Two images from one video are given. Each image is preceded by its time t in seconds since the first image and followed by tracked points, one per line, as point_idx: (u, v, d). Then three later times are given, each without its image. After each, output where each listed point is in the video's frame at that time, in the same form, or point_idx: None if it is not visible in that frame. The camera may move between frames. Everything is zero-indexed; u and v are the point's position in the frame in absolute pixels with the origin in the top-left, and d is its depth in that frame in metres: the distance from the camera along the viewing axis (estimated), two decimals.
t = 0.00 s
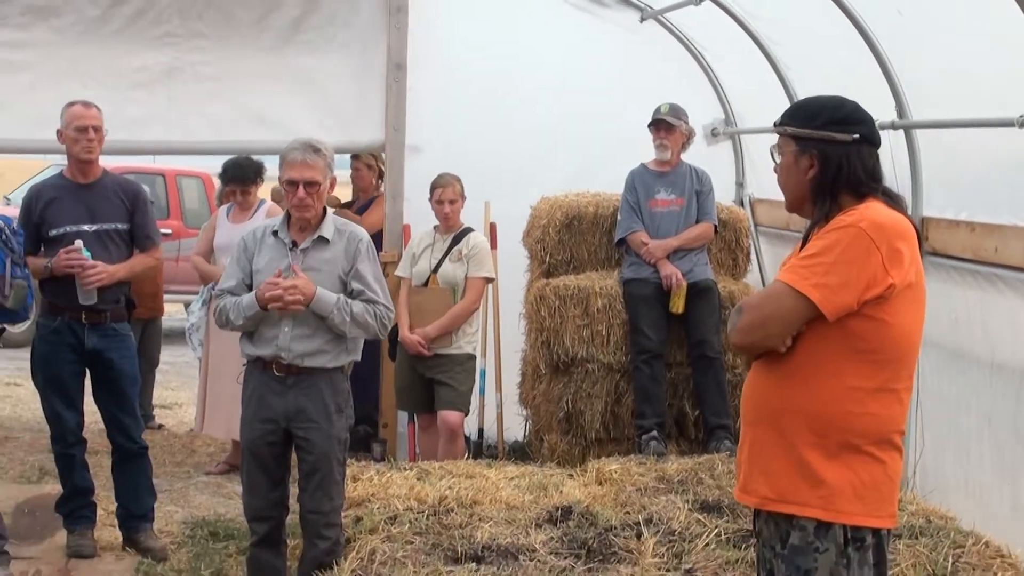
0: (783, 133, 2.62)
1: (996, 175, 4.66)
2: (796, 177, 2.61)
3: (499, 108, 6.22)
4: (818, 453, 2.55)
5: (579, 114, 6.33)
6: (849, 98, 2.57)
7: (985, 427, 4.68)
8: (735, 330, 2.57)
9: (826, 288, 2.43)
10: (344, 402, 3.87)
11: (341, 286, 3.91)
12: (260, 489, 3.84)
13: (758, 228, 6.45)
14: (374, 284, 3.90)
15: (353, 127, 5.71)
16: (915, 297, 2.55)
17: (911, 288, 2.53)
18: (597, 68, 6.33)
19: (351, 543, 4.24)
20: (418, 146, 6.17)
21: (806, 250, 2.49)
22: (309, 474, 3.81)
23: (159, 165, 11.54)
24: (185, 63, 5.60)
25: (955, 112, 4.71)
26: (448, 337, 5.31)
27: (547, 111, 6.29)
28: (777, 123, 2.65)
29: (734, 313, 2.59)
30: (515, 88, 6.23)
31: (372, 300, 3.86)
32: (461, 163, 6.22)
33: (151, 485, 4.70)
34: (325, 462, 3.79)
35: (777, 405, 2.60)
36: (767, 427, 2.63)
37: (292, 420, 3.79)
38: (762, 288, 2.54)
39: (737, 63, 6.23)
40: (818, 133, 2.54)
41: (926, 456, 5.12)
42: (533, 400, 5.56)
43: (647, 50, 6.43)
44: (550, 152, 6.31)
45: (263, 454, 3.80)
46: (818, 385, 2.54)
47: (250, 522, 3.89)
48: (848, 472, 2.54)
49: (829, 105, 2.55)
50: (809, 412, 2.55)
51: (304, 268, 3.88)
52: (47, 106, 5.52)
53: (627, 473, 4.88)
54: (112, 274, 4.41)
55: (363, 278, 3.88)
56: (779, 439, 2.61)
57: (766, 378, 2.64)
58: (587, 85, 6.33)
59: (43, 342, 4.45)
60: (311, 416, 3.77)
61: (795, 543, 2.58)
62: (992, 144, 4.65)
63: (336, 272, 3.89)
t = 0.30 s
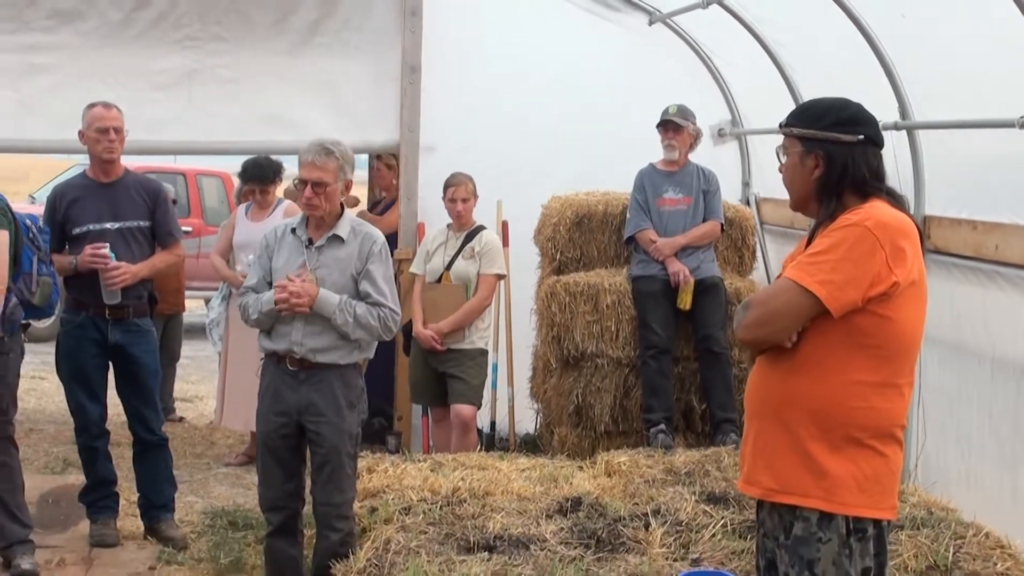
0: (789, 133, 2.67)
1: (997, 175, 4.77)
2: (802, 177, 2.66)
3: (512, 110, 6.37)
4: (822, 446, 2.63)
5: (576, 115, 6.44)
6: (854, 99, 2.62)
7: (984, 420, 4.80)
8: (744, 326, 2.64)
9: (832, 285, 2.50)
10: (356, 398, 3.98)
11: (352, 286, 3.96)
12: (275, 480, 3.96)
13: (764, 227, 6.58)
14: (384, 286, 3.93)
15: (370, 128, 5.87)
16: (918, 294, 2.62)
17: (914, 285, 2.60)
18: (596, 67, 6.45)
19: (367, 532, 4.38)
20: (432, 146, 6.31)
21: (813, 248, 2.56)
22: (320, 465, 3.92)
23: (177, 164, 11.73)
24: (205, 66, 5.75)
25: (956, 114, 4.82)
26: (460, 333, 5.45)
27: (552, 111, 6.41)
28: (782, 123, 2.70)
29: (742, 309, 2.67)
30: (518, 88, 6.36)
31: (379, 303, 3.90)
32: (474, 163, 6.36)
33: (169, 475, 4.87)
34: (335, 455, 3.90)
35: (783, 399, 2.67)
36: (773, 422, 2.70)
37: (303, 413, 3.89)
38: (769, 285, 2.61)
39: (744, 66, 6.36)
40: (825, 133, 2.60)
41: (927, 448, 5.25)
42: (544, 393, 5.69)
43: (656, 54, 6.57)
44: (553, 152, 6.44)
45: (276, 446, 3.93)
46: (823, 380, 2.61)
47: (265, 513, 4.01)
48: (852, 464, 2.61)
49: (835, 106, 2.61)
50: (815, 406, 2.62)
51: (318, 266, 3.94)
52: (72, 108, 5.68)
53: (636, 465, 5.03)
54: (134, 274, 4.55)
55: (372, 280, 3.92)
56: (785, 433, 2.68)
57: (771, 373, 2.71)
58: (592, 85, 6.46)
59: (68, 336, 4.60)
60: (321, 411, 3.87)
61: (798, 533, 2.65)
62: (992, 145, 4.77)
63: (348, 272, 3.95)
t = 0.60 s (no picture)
0: (791, 134, 2.70)
1: (996, 175, 4.89)
2: (805, 177, 2.69)
3: (523, 111, 6.52)
4: (824, 440, 2.66)
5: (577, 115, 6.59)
6: (855, 101, 2.65)
7: (982, 414, 4.93)
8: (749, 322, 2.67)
9: (836, 282, 2.54)
10: (366, 395, 4.02)
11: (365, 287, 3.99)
12: (288, 471, 4.04)
13: (767, 226, 6.72)
14: (396, 288, 3.96)
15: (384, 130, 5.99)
16: (918, 291, 2.66)
17: (915, 282, 2.64)
18: (596, 67, 6.60)
19: (381, 523, 4.53)
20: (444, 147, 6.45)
21: (817, 246, 2.59)
22: (329, 459, 3.97)
23: (194, 163, 11.93)
24: (223, 68, 5.91)
25: (955, 115, 4.94)
26: (471, 329, 5.59)
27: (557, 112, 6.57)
28: (785, 123, 2.72)
29: (746, 305, 2.69)
30: (519, 89, 6.52)
31: (390, 305, 3.93)
32: (484, 163, 6.51)
33: (189, 467, 5.02)
34: (343, 449, 3.95)
35: (786, 394, 2.70)
36: (776, 417, 2.73)
37: (314, 408, 3.96)
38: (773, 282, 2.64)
39: (749, 69, 6.50)
40: (827, 134, 2.63)
41: (927, 442, 5.37)
42: (553, 388, 5.84)
43: (663, 56, 6.71)
44: (554, 152, 6.59)
45: (288, 437, 4.01)
46: (826, 375, 2.64)
47: (278, 502, 4.08)
48: (854, 458, 2.64)
49: (837, 107, 2.64)
50: (818, 401, 2.65)
51: (331, 266, 3.99)
52: (94, 109, 5.85)
53: (642, 457, 5.17)
54: (155, 271, 4.69)
55: (385, 282, 3.95)
56: (787, 428, 2.70)
57: (774, 369, 2.74)
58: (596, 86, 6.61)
59: (90, 333, 4.75)
60: (330, 406, 3.93)
61: (802, 524, 2.67)
62: (990, 146, 4.89)
63: (361, 272, 3.98)
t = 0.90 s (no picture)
0: (792, 135, 2.78)
1: (996, 174, 4.98)
2: (807, 176, 2.77)
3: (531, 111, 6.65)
4: (828, 433, 2.72)
5: (576, 115, 6.72)
6: (855, 102, 2.74)
7: (982, 409, 5.02)
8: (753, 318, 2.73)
9: (839, 278, 2.61)
10: (380, 390, 4.12)
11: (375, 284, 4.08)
12: (302, 461, 4.16)
13: (771, 224, 6.82)
14: (405, 287, 4.04)
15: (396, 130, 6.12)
16: (919, 288, 2.74)
17: (915, 278, 2.71)
18: (595, 67, 6.73)
19: (392, 514, 4.64)
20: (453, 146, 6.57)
21: (820, 243, 2.66)
22: (342, 452, 4.09)
23: (206, 162, 12.09)
24: (238, 69, 6.03)
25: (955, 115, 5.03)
26: (479, 325, 5.70)
27: (564, 113, 6.70)
28: (786, 126, 2.81)
29: (751, 302, 2.76)
30: (527, 90, 6.64)
31: (399, 303, 4.03)
32: (493, 162, 6.63)
33: (205, 460, 5.14)
34: (356, 443, 4.06)
35: (790, 389, 2.77)
36: (780, 411, 2.79)
37: (328, 402, 4.08)
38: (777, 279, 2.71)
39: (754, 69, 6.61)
40: (829, 134, 2.71)
41: (928, 436, 5.47)
42: (561, 383, 5.95)
43: (669, 58, 6.83)
44: (560, 152, 6.71)
45: (303, 429, 4.13)
46: (829, 370, 2.71)
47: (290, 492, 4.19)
48: (857, 450, 2.71)
49: (837, 108, 2.72)
50: (821, 395, 2.71)
51: (343, 263, 4.10)
52: (112, 110, 5.97)
53: (648, 451, 5.28)
54: (171, 267, 4.81)
55: (395, 280, 4.04)
56: (792, 422, 2.77)
57: (777, 365, 2.81)
58: (595, 86, 6.74)
59: (108, 328, 4.88)
60: (345, 400, 4.05)
61: (806, 517, 2.74)
62: (989, 145, 4.99)
63: (372, 270, 4.07)
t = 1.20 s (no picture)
0: (798, 133, 2.78)
1: (1002, 172, 4.98)
2: (813, 174, 2.77)
3: (538, 109, 6.66)
4: (835, 431, 2.72)
5: (577, 115, 6.72)
6: (861, 99, 2.73)
7: (990, 407, 5.01)
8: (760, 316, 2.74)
9: (845, 276, 2.61)
10: (393, 386, 4.13)
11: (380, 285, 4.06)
12: (316, 454, 4.19)
13: (777, 222, 6.83)
14: (408, 288, 4.00)
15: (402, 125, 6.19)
16: (926, 286, 2.74)
17: (922, 277, 2.71)
18: (597, 67, 6.73)
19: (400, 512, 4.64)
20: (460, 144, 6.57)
21: (827, 241, 2.66)
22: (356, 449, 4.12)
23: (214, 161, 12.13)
24: (246, 67, 6.04)
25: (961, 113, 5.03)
26: (486, 322, 5.70)
27: (571, 111, 6.71)
28: (792, 123, 2.80)
29: (758, 300, 2.76)
30: (534, 89, 6.65)
31: (401, 305, 3.98)
32: (499, 160, 6.64)
33: (212, 457, 5.15)
34: (368, 440, 4.08)
35: (796, 387, 2.77)
36: (787, 409, 2.79)
37: (343, 398, 4.10)
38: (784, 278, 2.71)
39: (760, 68, 6.63)
40: (835, 132, 2.70)
41: (935, 435, 5.47)
42: (568, 381, 5.96)
43: (675, 56, 6.84)
44: (569, 150, 6.72)
45: (318, 422, 4.16)
46: (836, 367, 2.71)
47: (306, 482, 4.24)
48: (864, 448, 2.71)
49: (843, 106, 2.71)
50: (827, 393, 2.71)
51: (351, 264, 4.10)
52: (120, 107, 5.99)
53: (654, 448, 5.29)
54: (178, 266, 4.83)
55: (396, 281, 4.00)
56: (799, 419, 2.77)
57: (784, 363, 2.81)
58: (596, 86, 6.73)
59: (114, 326, 4.88)
60: (359, 398, 4.07)
61: (813, 515, 2.74)
62: (995, 144, 4.99)
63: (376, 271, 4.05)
